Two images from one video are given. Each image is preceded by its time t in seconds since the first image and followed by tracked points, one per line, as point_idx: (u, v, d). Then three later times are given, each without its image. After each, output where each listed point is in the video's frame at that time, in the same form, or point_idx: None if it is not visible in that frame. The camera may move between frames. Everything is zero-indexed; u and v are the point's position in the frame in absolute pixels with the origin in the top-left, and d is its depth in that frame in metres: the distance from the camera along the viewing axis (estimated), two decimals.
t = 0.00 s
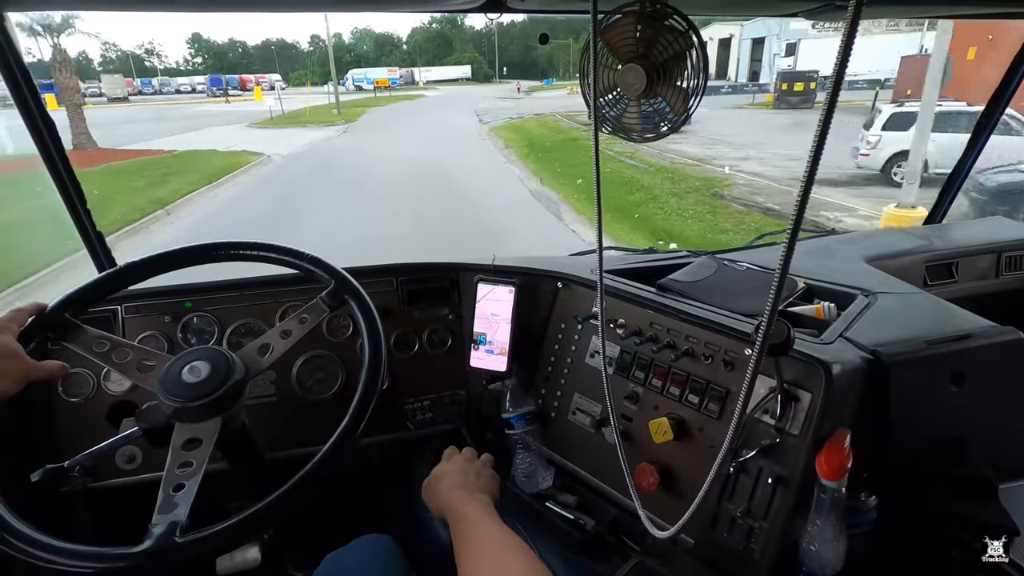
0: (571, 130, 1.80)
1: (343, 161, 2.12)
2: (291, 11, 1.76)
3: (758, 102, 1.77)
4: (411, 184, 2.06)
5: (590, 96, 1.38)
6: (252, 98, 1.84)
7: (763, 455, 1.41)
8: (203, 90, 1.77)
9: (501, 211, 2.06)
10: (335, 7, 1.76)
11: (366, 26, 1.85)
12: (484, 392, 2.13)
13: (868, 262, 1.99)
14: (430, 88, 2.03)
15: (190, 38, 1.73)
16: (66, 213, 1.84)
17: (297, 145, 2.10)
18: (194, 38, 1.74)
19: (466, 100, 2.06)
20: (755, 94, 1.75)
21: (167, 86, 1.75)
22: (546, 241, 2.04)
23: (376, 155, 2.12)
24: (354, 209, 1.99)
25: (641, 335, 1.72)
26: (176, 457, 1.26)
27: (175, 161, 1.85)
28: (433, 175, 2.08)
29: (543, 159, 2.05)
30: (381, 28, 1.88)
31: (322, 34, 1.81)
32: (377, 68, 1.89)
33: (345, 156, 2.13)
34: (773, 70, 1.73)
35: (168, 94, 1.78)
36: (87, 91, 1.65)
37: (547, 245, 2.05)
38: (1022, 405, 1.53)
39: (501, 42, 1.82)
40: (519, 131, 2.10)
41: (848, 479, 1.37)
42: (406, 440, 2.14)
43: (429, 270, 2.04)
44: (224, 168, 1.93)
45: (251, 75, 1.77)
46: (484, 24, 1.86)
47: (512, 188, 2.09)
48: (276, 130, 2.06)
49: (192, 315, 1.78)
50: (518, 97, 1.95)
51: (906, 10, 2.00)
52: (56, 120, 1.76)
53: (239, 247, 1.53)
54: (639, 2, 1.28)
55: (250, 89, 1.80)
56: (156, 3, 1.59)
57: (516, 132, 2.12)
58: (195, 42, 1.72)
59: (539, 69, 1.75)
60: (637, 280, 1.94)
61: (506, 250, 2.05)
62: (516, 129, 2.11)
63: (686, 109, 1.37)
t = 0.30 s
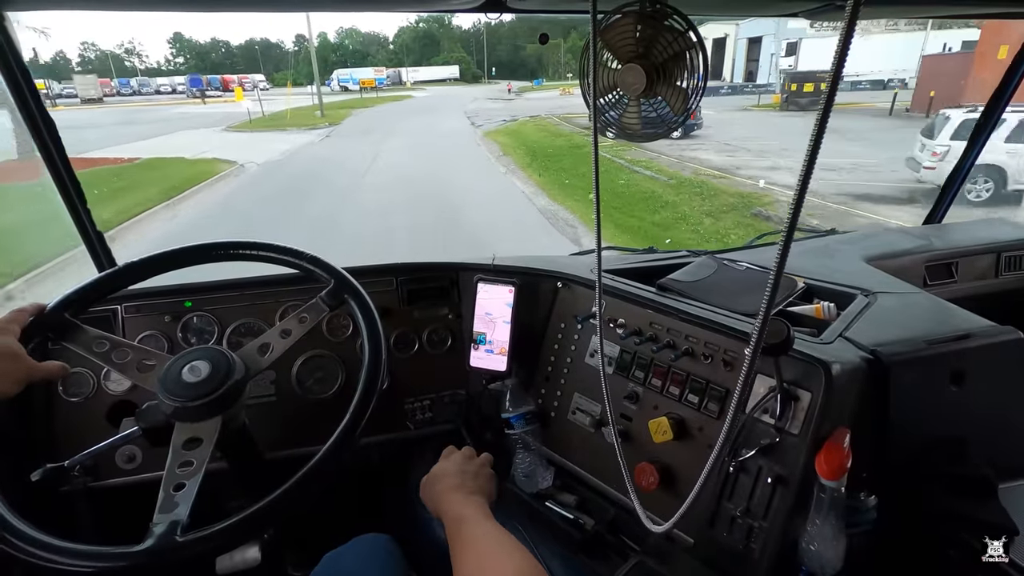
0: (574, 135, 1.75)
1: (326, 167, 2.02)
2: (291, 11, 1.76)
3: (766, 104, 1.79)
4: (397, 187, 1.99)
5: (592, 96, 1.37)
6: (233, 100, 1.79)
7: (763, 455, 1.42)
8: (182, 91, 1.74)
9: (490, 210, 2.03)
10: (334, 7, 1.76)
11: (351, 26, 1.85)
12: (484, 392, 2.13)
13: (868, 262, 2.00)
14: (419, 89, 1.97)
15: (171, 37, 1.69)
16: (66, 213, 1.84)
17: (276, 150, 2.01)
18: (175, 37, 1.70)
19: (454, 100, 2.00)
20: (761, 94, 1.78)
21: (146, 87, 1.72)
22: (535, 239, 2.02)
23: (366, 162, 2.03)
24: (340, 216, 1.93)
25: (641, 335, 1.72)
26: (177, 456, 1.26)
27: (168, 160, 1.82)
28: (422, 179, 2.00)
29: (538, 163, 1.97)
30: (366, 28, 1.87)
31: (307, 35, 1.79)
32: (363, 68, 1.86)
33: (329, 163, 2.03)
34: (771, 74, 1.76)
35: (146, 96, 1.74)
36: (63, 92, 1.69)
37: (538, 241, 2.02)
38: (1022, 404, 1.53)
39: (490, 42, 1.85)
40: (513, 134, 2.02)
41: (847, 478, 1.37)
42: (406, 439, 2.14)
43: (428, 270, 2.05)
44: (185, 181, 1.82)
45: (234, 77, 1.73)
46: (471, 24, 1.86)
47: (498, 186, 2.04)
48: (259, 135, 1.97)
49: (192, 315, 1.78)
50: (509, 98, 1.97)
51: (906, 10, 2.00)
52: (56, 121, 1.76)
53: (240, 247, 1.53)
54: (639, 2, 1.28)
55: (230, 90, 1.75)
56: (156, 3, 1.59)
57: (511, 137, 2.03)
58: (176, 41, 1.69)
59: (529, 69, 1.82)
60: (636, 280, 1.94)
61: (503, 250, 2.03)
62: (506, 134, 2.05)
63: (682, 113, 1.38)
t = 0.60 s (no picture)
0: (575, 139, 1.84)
1: (310, 168, 2.01)
2: (289, 12, 1.76)
3: (773, 105, 1.82)
4: (386, 183, 1.99)
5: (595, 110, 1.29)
6: (215, 101, 1.79)
7: (763, 456, 1.41)
8: (163, 92, 1.76)
9: (483, 211, 2.03)
10: (333, 7, 1.76)
11: (338, 27, 1.81)
12: (484, 392, 2.13)
13: (867, 262, 2.00)
14: (406, 91, 1.95)
15: (153, 37, 1.69)
16: (66, 214, 1.81)
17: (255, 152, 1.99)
18: (158, 37, 1.69)
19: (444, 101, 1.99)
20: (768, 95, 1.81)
21: (126, 88, 1.72)
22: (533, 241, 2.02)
23: (351, 164, 2.01)
24: (329, 211, 1.91)
25: (641, 336, 1.72)
26: (188, 456, 1.25)
27: (134, 167, 1.79)
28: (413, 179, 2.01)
29: (542, 175, 2.00)
30: (352, 28, 1.83)
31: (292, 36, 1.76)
32: (349, 68, 1.79)
33: (312, 166, 2.01)
34: (770, 76, 1.78)
35: (125, 96, 1.75)
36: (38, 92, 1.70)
37: (538, 244, 2.02)
38: (1022, 404, 1.53)
39: (478, 42, 1.87)
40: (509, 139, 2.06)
41: (848, 479, 1.37)
42: (406, 440, 2.14)
43: (428, 270, 2.04)
44: (145, 197, 1.79)
45: (217, 78, 1.74)
46: (459, 24, 1.87)
47: (496, 196, 2.05)
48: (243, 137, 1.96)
49: (192, 315, 1.78)
50: (502, 100, 1.98)
51: (907, 10, 1.99)
52: (56, 120, 1.73)
53: (241, 246, 1.54)
54: (639, 2, 1.28)
55: (212, 91, 1.76)
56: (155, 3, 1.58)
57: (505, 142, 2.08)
58: (159, 41, 1.69)
59: (517, 70, 1.87)
60: (636, 280, 1.94)
61: (504, 249, 2.03)
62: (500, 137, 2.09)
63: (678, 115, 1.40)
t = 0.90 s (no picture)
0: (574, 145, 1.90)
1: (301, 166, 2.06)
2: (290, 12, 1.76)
3: (781, 108, 1.75)
4: (377, 177, 2.07)
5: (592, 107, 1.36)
6: (198, 101, 1.81)
7: (763, 457, 1.41)
8: (143, 92, 1.79)
9: (472, 208, 2.08)
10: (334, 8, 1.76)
11: (324, 26, 1.81)
12: (484, 393, 2.12)
13: (868, 263, 2.00)
14: (396, 92, 2.04)
15: (136, 36, 1.68)
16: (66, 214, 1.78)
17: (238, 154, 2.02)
18: (140, 36, 1.68)
19: (439, 102, 2.12)
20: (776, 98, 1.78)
21: (104, 87, 1.81)
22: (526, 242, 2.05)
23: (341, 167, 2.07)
24: (320, 206, 1.94)
25: (641, 336, 1.72)
26: (209, 453, 1.27)
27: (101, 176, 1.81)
28: (408, 175, 2.08)
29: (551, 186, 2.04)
30: (341, 28, 1.82)
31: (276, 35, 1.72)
32: (337, 68, 1.84)
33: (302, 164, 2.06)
34: (769, 77, 1.79)
35: (103, 96, 1.83)
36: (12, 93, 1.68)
37: (529, 240, 2.07)
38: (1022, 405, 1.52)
39: (469, 43, 1.88)
40: (506, 142, 2.17)
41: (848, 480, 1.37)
42: (405, 440, 2.13)
43: (428, 271, 2.04)
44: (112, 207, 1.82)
45: (200, 78, 1.74)
46: (449, 24, 1.87)
47: (488, 195, 2.10)
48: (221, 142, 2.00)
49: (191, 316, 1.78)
50: (493, 100, 2.04)
51: (909, 11, 1.98)
52: (55, 121, 1.71)
53: (243, 247, 1.53)
54: (639, 3, 1.28)
55: (195, 91, 1.77)
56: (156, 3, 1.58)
57: (501, 145, 2.19)
58: (142, 40, 1.68)
59: (508, 70, 1.93)
60: (637, 281, 1.94)
61: (503, 250, 2.04)
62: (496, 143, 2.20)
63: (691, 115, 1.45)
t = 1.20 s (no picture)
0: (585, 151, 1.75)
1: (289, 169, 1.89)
2: (290, 12, 1.76)
3: (794, 109, 1.68)
4: (372, 185, 1.90)
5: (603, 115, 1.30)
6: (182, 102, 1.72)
7: (764, 456, 1.41)
8: (129, 92, 1.70)
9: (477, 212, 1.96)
10: (335, 7, 1.76)
11: (317, 25, 1.81)
12: (485, 392, 2.12)
13: (869, 262, 2.00)
14: (388, 91, 1.93)
15: (124, 35, 1.65)
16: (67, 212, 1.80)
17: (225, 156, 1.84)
18: (127, 36, 1.66)
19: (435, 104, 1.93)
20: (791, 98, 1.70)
21: (88, 88, 1.70)
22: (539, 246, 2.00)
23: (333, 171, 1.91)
24: (318, 210, 1.85)
25: (642, 336, 1.72)
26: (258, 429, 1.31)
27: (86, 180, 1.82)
28: (405, 179, 1.93)
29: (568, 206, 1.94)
30: (330, 28, 1.81)
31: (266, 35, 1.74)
32: (328, 68, 1.78)
33: (290, 167, 1.89)
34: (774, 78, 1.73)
35: (88, 97, 1.72)
36: None
37: (540, 246, 2.01)
38: None
39: (461, 42, 1.86)
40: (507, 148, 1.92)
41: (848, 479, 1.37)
42: (406, 439, 2.13)
43: (428, 270, 2.04)
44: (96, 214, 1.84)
45: (188, 78, 1.69)
46: (442, 24, 1.86)
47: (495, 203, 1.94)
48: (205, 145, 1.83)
49: (193, 315, 1.78)
50: (490, 102, 1.91)
51: (912, 10, 1.98)
52: (58, 119, 1.73)
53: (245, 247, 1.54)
54: (640, 2, 1.28)
55: (182, 91, 1.70)
56: (159, 2, 1.58)
57: (501, 151, 1.93)
58: (129, 40, 1.65)
59: (502, 70, 1.87)
60: (637, 280, 1.94)
61: (504, 252, 2.00)
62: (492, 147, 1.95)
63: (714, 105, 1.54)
